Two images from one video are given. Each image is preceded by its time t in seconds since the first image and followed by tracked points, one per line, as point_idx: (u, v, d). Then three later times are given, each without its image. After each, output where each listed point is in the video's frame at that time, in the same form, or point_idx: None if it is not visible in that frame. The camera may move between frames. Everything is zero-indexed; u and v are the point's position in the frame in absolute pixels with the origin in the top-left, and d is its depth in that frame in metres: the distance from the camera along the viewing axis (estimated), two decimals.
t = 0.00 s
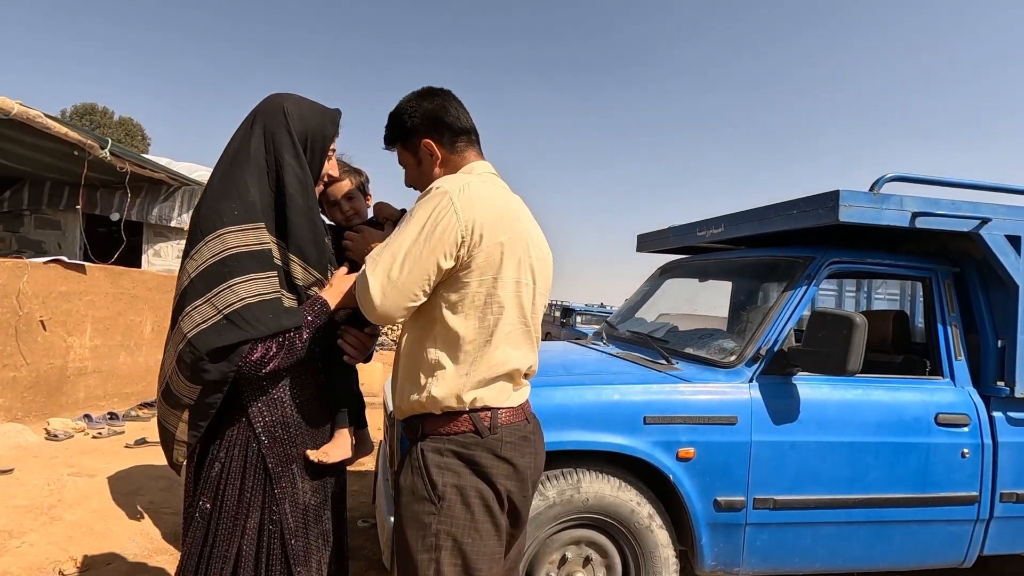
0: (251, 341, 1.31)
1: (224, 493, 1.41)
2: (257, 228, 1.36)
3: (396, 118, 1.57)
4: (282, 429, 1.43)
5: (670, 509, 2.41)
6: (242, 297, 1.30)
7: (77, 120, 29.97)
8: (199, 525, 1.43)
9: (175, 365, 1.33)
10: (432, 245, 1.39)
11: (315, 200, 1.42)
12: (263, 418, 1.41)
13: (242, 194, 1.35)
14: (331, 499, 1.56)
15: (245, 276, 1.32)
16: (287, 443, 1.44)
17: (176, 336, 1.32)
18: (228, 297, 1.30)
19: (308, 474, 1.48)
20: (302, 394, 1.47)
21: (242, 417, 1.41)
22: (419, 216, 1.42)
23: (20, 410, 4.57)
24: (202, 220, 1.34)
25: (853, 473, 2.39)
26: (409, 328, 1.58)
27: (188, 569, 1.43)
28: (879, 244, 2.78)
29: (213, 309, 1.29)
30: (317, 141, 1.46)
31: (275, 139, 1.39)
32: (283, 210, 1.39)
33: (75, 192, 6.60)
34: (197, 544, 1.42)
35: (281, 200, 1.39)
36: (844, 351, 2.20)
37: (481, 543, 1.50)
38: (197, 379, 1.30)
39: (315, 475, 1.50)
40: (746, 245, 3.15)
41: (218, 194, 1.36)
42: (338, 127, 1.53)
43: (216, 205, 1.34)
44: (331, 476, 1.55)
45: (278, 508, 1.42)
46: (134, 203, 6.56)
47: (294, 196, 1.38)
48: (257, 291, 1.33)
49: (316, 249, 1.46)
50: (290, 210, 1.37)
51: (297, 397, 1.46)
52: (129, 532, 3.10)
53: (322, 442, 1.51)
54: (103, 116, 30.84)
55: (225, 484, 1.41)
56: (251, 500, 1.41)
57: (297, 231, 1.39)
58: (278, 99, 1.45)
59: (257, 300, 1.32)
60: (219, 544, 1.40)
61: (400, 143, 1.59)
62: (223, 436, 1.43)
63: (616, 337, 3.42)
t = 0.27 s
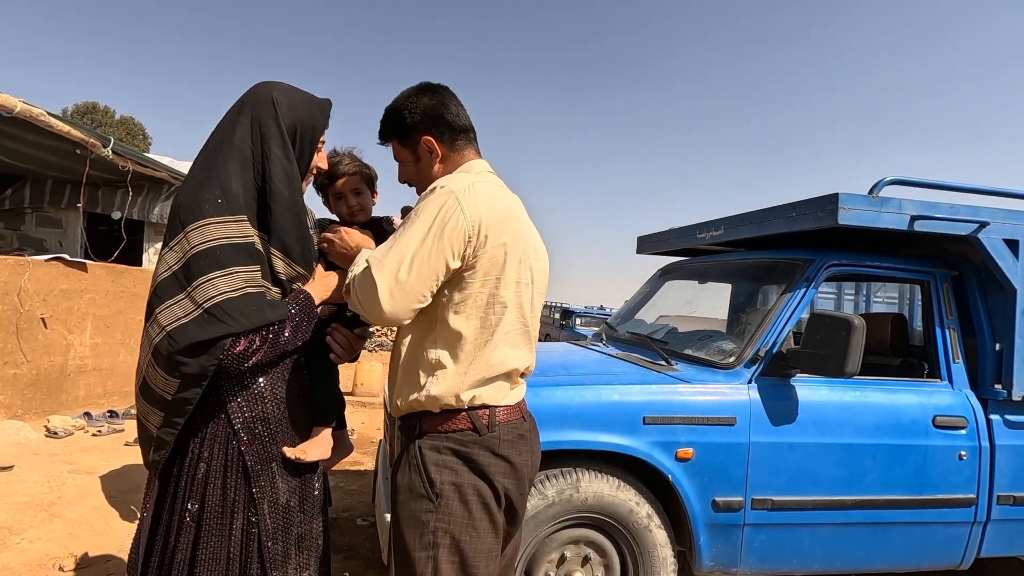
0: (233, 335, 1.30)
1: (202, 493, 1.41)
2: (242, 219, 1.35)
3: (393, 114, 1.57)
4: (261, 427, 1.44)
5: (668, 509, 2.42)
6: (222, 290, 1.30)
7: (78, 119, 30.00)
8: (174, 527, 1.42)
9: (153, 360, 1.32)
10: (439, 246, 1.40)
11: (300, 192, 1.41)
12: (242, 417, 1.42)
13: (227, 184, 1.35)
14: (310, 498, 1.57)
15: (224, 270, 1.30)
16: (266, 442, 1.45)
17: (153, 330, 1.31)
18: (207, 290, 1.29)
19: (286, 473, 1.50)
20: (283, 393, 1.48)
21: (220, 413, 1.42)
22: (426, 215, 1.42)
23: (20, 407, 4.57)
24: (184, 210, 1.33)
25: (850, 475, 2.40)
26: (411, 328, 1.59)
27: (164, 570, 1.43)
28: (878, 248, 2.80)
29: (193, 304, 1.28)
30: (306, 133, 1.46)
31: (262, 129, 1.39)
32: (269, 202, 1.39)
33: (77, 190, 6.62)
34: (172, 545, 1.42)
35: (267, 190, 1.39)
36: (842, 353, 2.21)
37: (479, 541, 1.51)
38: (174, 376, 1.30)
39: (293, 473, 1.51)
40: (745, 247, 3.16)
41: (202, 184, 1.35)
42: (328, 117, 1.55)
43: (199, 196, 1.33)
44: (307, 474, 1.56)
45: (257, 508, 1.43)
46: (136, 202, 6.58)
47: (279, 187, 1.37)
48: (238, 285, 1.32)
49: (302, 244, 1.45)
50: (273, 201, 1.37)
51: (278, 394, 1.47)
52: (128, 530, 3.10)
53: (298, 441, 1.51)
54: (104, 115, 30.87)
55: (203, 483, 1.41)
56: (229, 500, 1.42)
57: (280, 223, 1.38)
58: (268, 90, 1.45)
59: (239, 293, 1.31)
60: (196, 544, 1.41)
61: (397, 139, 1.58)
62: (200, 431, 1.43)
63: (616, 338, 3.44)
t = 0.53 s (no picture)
0: (252, 320, 1.30)
1: (202, 481, 1.33)
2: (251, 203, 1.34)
3: (418, 98, 1.59)
4: (266, 413, 1.39)
5: (674, 502, 2.44)
6: (237, 276, 1.30)
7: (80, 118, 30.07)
8: (170, 519, 1.34)
9: (160, 342, 1.30)
10: (457, 234, 1.43)
11: (308, 178, 1.41)
12: (245, 401, 1.36)
13: (234, 168, 1.33)
14: (308, 485, 1.53)
15: (240, 257, 1.30)
16: (270, 426, 1.40)
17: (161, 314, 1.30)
18: (223, 276, 1.29)
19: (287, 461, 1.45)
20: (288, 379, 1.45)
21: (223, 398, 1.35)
22: (444, 202, 1.45)
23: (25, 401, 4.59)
24: (190, 192, 1.31)
25: (854, 470, 2.43)
26: (424, 316, 1.62)
27: (157, 566, 1.33)
28: (882, 246, 2.83)
29: (207, 288, 1.28)
30: (315, 119, 1.46)
31: (271, 114, 1.37)
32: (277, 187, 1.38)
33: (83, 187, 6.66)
34: (168, 538, 1.34)
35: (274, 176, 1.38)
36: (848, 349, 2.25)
37: (488, 526, 1.54)
38: (184, 358, 1.28)
39: (293, 459, 1.47)
40: (750, 246, 3.19)
41: (208, 166, 1.33)
42: (337, 103, 1.53)
43: (206, 178, 1.31)
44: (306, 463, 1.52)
45: (260, 495, 1.37)
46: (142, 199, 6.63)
47: (287, 172, 1.36)
48: (253, 271, 1.32)
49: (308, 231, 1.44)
50: (281, 187, 1.36)
51: (282, 378, 1.43)
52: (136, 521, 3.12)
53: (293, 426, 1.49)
54: (107, 114, 30.95)
55: (203, 472, 1.33)
56: (231, 488, 1.35)
57: (287, 209, 1.38)
58: (276, 73, 1.43)
59: (254, 279, 1.32)
60: (194, 538, 1.33)
61: (420, 124, 1.60)
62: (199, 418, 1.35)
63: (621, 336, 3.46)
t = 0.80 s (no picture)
0: (288, 305, 1.32)
1: (232, 460, 1.33)
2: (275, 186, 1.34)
3: (458, 76, 1.60)
4: (293, 394, 1.41)
5: (685, 494, 2.45)
6: (271, 260, 1.31)
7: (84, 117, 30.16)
8: (198, 499, 1.33)
9: (197, 323, 1.31)
10: (478, 218, 1.44)
11: (328, 160, 1.41)
12: (275, 382, 1.38)
13: (256, 150, 1.34)
14: (331, 468, 1.54)
15: (273, 240, 1.32)
16: (298, 408, 1.42)
17: (196, 297, 1.31)
18: (258, 260, 1.30)
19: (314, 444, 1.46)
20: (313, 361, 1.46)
21: (253, 380, 1.36)
22: (466, 183, 1.47)
23: (32, 394, 4.61)
24: (217, 176, 1.32)
25: (865, 463, 2.44)
26: (440, 297, 1.63)
27: (183, 547, 1.33)
28: (892, 241, 2.84)
29: (244, 272, 1.29)
30: (334, 100, 1.45)
31: (290, 96, 1.37)
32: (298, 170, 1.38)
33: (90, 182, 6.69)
34: (195, 518, 1.33)
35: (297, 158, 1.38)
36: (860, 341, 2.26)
37: (505, 508, 1.55)
38: (220, 339, 1.29)
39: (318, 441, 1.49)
40: (759, 241, 3.21)
41: (232, 149, 1.34)
42: (357, 84, 1.53)
43: (230, 161, 1.33)
44: (328, 448, 1.53)
45: (290, 474, 1.39)
46: (149, 194, 6.67)
47: (308, 155, 1.37)
48: (286, 255, 1.33)
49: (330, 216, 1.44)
50: (303, 169, 1.36)
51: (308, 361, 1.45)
52: (146, 512, 3.13)
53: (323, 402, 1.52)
54: (110, 114, 31.01)
55: (232, 452, 1.34)
56: (261, 467, 1.35)
57: (310, 193, 1.38)
58: (294, 53, 1.43)
59: (288, 262, 1.33)
60: (220, 517, 1.33)
61: (457, 102, 1.61)
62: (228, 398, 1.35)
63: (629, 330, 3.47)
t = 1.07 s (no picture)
0: (323, 286, 1.33)
1: (256, 445, 1.33)
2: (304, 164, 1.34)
3: (505, 51, 1.60)
4: (318, 379, 1.40)
5: (699, 488, 2.44)
6: (304, 239, 1.31)
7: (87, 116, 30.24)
8: (222, 484, 1.33)
9: (232, 301, 1.32)
10: (490, 195, 1.44)
11: (348, 137, 1.39)
12: (301, 365, 1.37)
13: (280, 129, 1.33)
14: (355, 458, 1.52)
15: (305, 220, 1.31)
16: (322, 394, 1.40)
17: (230, 278, 1.31)
18: (290, 240, 1.30)
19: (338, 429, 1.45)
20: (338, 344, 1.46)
21: (280, 363, 1.35)
22: (484, 161, 1.47)
23: (39, 389, 4.61)
24: (242, 156, 1.32)
25: (880, 458, 2.42)
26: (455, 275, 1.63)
27: (207, 532, 1.32)
28: (907, 237, 2.83)
29: (277, 252, 1.29)
30: (353, 76, 1.44)
31: (311, 74, 1.36)
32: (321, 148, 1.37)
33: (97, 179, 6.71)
34: (219, 503, 1.32)
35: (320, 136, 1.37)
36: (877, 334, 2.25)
37: (525, 494, 1.54)
38: (254, 319, 1.29)
39: (342, 430, 1.47)
40: (770, 237, 3.20)
41: (254, 128, 1.34)
42: (375, 60, 1.51)
43: (253, 141, 1.32)
44: (352, 436, 1.52)
45: (313, 461, 1.37)
46: (156, 191, 6.71)
47: (328, 132, 1.36)
48: (318, 234, 1.33)
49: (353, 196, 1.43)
50: (324, 148, 1.35)
51: (333, 345, 1.45)
52: (156, 505, 3.12)
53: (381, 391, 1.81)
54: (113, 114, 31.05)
55: (257, 435, 1.33)
56: (285, 453, 1.34)
57: (334, 172, 1.37)
58: (312, 30, 1.42)
59: (320, 241, 1.33)
60: (244, 500, 1.32)
61: (499, 78, 1.61)
62: (255, 382, 1.34)
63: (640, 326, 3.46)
